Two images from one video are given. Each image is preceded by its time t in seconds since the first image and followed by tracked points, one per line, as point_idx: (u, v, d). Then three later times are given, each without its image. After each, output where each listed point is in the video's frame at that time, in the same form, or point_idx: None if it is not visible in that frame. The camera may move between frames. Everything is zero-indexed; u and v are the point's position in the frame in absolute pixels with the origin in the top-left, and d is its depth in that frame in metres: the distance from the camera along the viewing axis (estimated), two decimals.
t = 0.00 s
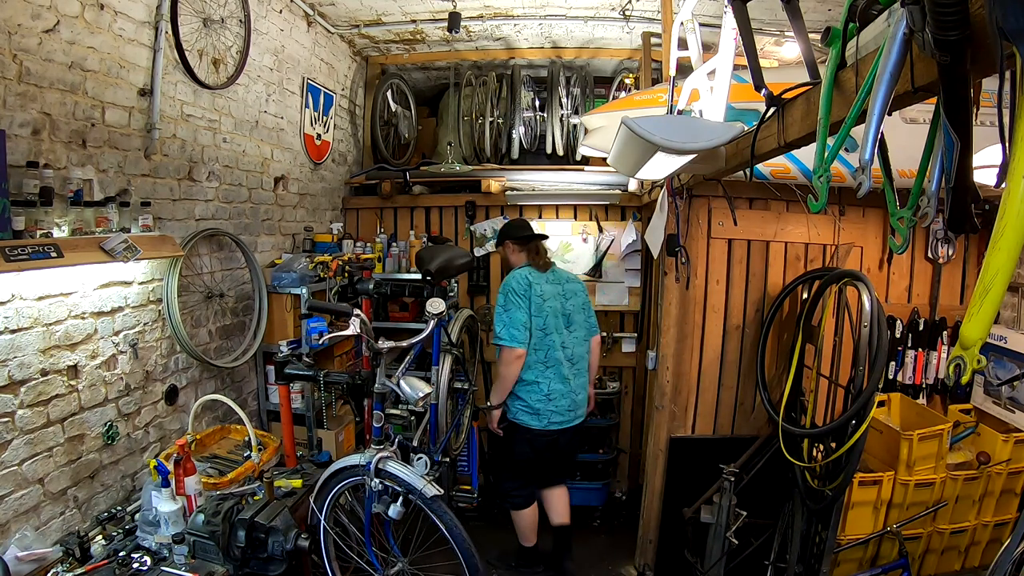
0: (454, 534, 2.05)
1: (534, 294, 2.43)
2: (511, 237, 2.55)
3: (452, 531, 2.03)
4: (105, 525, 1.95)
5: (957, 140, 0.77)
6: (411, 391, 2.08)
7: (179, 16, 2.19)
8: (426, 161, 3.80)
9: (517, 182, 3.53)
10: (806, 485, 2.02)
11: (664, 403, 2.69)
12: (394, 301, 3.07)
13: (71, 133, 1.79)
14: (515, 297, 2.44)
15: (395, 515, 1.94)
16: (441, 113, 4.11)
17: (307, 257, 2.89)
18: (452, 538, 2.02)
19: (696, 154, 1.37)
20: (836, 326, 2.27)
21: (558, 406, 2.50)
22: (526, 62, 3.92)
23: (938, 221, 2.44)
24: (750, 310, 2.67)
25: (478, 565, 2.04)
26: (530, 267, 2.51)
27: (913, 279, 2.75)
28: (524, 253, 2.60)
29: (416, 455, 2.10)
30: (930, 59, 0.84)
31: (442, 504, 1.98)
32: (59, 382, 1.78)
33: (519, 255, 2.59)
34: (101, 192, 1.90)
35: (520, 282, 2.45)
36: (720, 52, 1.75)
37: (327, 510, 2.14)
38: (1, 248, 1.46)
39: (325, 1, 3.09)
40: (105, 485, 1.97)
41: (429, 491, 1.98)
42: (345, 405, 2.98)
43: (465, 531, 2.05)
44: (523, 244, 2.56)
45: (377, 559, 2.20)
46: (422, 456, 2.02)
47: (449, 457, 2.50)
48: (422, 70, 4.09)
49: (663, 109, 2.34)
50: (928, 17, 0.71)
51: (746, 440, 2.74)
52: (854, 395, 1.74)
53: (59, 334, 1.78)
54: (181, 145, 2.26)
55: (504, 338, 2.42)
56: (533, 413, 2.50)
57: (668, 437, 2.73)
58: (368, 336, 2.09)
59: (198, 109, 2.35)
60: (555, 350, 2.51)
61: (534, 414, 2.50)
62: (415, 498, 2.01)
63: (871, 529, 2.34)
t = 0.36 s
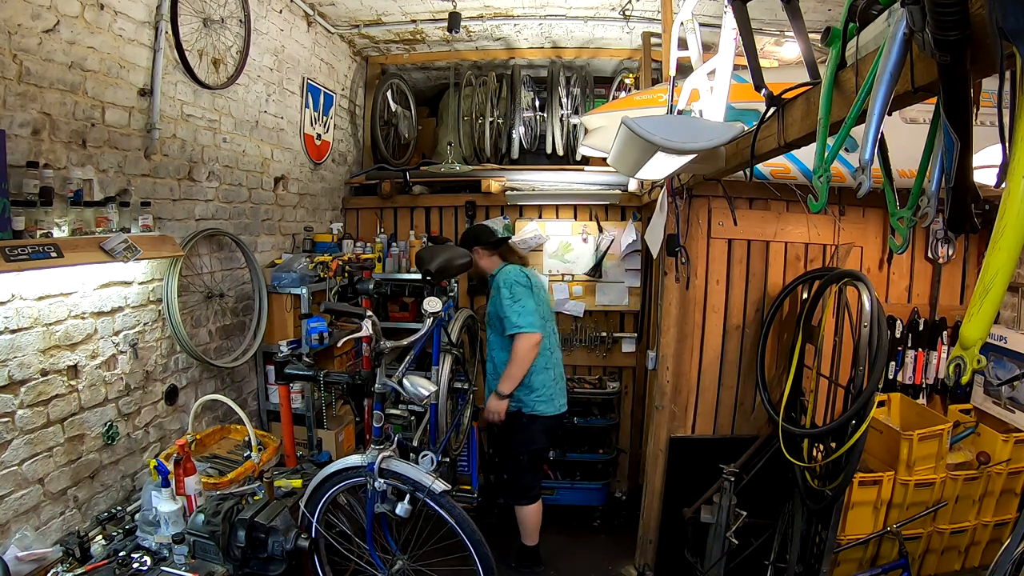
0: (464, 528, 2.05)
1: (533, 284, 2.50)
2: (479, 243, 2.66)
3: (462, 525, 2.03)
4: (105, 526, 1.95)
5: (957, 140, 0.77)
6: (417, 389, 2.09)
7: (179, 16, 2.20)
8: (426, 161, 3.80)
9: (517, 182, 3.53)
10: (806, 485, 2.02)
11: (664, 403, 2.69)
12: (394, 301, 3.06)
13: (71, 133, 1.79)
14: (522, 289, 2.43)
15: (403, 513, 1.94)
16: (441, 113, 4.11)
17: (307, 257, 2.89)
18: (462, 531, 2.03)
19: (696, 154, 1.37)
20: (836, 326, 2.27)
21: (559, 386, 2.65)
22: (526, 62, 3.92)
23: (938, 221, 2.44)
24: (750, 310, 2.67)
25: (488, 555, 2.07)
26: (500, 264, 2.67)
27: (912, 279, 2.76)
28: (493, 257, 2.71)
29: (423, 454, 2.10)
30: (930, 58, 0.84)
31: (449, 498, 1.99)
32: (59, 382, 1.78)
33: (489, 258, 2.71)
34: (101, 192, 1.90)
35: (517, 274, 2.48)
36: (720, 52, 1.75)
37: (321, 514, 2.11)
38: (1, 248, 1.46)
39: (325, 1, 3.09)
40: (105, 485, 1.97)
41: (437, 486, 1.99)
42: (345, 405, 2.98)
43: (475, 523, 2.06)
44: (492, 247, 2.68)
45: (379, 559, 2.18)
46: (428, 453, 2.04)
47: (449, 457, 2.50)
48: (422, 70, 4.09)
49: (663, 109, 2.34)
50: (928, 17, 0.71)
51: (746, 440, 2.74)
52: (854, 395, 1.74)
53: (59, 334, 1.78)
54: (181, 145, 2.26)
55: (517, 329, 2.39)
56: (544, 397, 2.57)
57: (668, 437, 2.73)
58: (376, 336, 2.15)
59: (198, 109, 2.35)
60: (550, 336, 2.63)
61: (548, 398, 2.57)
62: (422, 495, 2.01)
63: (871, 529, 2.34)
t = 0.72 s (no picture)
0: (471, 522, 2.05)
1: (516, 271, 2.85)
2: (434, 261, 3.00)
3: (470, 519, 2.04)
4: (105, 525, 1.95)
5: (957, 140, 0.77)
6: (420, 387, 2.08)
7: (179, 16, 2.19)
8: (426, 161, 3.80)
9: (517, 182, 3.54)
10: (807, 484, 2.02)
11: (663, 403, 2.69)
12: (394, 301, 3.06)
13: (71, 133, 1.79)
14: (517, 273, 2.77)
15: (410, 510, 1.94)
16: (441, 113, 4.11)
17: (307, 257, 2.89)
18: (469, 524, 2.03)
19: (696, 154, 1.37)
20: (836, 327, 2.27)
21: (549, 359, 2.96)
22: (526, 63, 3.92)
23: (938, 221, 2.44)
24: (750, 310, 2.67)
25: (496, 549, 2.07)
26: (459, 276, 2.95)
27: (913, 279, 2.75)
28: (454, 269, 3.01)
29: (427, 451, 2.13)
30: (930, 59, 0.84)
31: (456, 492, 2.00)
32: (59, 382, 1.78)
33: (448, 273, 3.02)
34: (101, 192, 1.90)
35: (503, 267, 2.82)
36: (720, 52, 1.75)
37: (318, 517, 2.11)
38: (1, 248, 1.46)
39: (325, 1, 3.09)
40: (105, 485, 1.97)
41: (444, 481, 2.00)
42: (345, 405, 2.98)
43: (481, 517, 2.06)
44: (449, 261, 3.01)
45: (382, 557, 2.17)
46: (431, 449, 2.05)
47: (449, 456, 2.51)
48: (422, 70, 4.09)
49: (663, 109, 2.34)
50: (927, 17, 0.71)
51: (746, 440, 2.74)
52: (854, 395, 1.74)
53: (59, 334, 1.78)
54: (181, 145, 2.26)
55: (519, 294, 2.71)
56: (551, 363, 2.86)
57: (668, 437, 2.73)
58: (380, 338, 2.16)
59: (198, 109, 2.35)
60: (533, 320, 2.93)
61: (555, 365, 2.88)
62: (428, 492, 2.01)
63: (871, 529, 2.34)
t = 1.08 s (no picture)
0: (472, 522, 2.05)
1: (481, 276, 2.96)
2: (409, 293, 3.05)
3: (470, 519, 2.04)
4: (105, 525, 1.95)
5: (958, 140, 0.77)
6: (420, 387, 2.08)
7: (179, 16, 2.19)
8: (426, 161, 3.80)
9: (517, 182, 3.54)
10: (807, 485, 2.02)
11: (664, 403, 2.69)
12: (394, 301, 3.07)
13: (71, 133, 1.79)
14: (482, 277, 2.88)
15: (409, 511, 1.93)
16: (441, 113, 4.11)
17: (307, 257, 2.89)
18: (469, 525, 2.03)
19: (696, 154, 1.37)
20: (836, 327, 2.27)
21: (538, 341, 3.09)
22: (526, 62, 3.92)
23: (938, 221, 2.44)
24: (750, 310, 2.67)
25: (496, 550, 2.07)
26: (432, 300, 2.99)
27: (913, 279, 2.75)
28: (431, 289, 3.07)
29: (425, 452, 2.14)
30: (930, 58, 0.84)
31: (457, 492, 2.00)
32: (59, 382, 1.78)
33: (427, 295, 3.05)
34: (101, 192, 1.90)
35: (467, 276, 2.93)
36: (720, 52, 1.75)
37: (319, 518, 2.12)
38: (1, 248, 1.46)
39: (325, 1, 3.09)
40: (105, 485, 1.97)
41: (444, 481, 2.00)
42: (345, 405, 2.98)
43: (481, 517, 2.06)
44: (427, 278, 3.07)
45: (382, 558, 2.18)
46: (432, 449, 2.05)
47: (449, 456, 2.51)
48: (422, 70, 4.09)
49: (663, 109, 2.34)
50: (927, 17, 0.71)
51: (746, 440, 2.74)
52: (854, 395, 1.74)
53: (60, 334, 1.78)
54: (181, 145, 2.27)
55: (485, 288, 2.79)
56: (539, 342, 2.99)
57: (669, 437, 2.73)
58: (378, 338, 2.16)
59: (198, 109, 2.35)
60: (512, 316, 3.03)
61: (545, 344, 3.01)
62: (428, 492, 2.01)
63: (871, 529, 2.34)
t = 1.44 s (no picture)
0: (472, 523, 2.05)
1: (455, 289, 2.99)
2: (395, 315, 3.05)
3: (470, 520, 2.03)
4: (105, 525, 1.95)
5: (958, 140, 0.77)
6: (420, 387, 2.08)
7: (178, 16, 2.19)
8: (426, 161, 3.80)
9: (517, 182, 3.54)
10: (806, 485, 2.02)
11: (664, 403, 2.69)
12: (394, 301, 3.07)
13: (71, 133, 1.79)
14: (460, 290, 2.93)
15: (409, 511, 1.93)
16: (441, 113, 4.11)
17: (307, 257, 2.89)
18: (469, 526, 2.02)
19: (696, 154, 1.37)
20: (836, 327, 2.27)
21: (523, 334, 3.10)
22: (526, 63, 3.92)
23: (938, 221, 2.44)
24: (750, 310, 2.67)
25: (496, 551, 2.06)
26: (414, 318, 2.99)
27: (913, 279, 2.75)
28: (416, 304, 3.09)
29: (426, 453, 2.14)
30: (929, 59, 0.84)
31: (457, 493, 2.00)
32: (59, 382, 1.78)
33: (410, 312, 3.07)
34: (101, 192, 1.90)
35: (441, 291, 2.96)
36: (720, 52, 1.75)
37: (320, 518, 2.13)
38: (1, 248, 1.46)
39: (325, 1, 3.09)
40: (105, 485, 1.97)
41: (444, 482, 2.00)
42: (345, 405, 2.98)
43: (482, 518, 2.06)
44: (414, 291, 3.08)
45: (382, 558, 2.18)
46: (432, 449, 2.05)
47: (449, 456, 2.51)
48: (422, 70, 4.09)
49: (663, 109, 2.34)
50: (928, 17, 0.71)
51: (746, 440, 2.74)
52: (854, 395, 1.74)
53: (60, 334, 1.78)
54: (181, 145, 2.27)
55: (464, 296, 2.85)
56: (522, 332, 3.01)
57: (669, 437, 2.73)
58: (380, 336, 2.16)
59: (198, 109, 2.35)
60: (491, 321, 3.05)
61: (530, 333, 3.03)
62: (428, 493, 2.01)
63: (871, 529, 2.34)
